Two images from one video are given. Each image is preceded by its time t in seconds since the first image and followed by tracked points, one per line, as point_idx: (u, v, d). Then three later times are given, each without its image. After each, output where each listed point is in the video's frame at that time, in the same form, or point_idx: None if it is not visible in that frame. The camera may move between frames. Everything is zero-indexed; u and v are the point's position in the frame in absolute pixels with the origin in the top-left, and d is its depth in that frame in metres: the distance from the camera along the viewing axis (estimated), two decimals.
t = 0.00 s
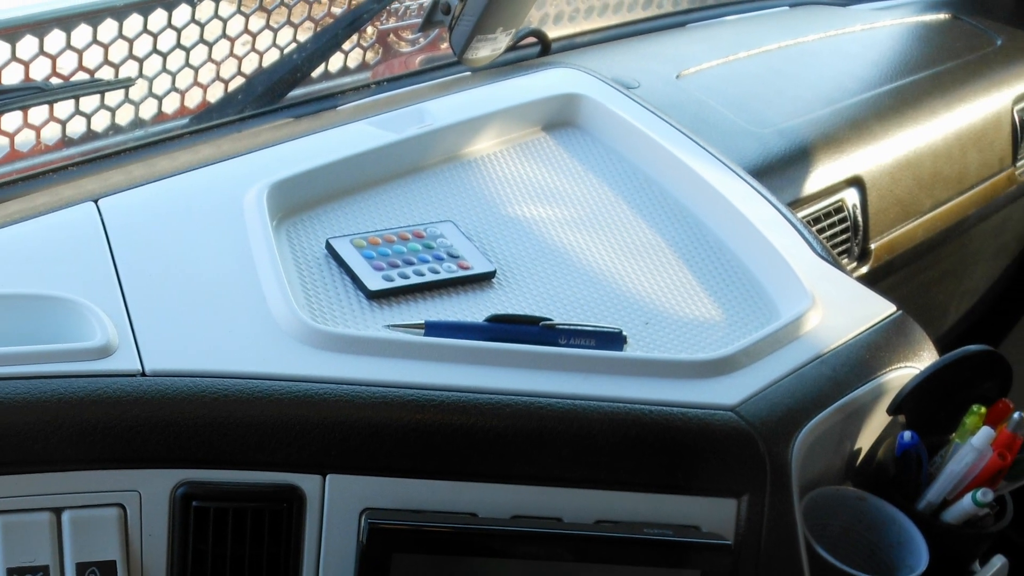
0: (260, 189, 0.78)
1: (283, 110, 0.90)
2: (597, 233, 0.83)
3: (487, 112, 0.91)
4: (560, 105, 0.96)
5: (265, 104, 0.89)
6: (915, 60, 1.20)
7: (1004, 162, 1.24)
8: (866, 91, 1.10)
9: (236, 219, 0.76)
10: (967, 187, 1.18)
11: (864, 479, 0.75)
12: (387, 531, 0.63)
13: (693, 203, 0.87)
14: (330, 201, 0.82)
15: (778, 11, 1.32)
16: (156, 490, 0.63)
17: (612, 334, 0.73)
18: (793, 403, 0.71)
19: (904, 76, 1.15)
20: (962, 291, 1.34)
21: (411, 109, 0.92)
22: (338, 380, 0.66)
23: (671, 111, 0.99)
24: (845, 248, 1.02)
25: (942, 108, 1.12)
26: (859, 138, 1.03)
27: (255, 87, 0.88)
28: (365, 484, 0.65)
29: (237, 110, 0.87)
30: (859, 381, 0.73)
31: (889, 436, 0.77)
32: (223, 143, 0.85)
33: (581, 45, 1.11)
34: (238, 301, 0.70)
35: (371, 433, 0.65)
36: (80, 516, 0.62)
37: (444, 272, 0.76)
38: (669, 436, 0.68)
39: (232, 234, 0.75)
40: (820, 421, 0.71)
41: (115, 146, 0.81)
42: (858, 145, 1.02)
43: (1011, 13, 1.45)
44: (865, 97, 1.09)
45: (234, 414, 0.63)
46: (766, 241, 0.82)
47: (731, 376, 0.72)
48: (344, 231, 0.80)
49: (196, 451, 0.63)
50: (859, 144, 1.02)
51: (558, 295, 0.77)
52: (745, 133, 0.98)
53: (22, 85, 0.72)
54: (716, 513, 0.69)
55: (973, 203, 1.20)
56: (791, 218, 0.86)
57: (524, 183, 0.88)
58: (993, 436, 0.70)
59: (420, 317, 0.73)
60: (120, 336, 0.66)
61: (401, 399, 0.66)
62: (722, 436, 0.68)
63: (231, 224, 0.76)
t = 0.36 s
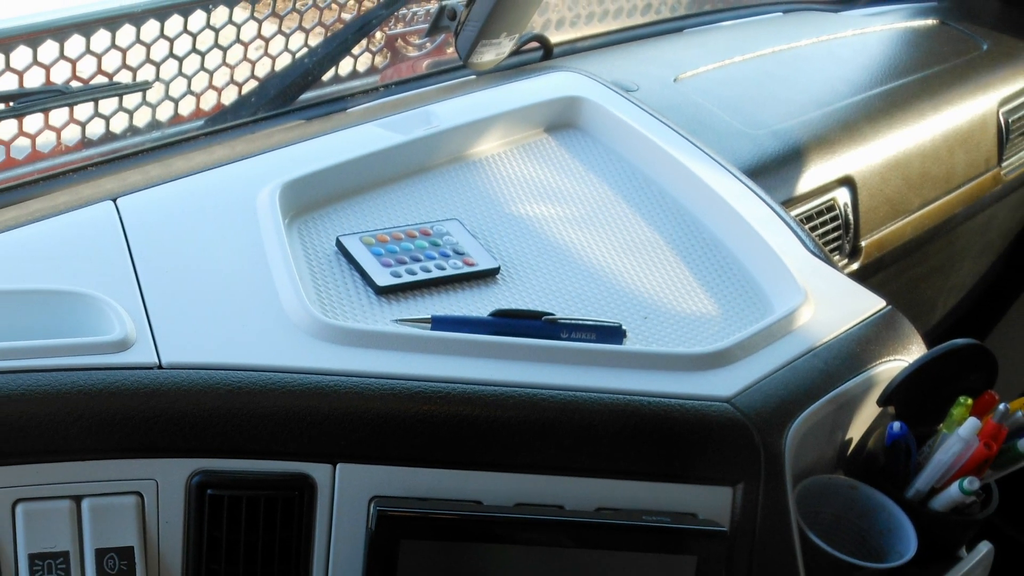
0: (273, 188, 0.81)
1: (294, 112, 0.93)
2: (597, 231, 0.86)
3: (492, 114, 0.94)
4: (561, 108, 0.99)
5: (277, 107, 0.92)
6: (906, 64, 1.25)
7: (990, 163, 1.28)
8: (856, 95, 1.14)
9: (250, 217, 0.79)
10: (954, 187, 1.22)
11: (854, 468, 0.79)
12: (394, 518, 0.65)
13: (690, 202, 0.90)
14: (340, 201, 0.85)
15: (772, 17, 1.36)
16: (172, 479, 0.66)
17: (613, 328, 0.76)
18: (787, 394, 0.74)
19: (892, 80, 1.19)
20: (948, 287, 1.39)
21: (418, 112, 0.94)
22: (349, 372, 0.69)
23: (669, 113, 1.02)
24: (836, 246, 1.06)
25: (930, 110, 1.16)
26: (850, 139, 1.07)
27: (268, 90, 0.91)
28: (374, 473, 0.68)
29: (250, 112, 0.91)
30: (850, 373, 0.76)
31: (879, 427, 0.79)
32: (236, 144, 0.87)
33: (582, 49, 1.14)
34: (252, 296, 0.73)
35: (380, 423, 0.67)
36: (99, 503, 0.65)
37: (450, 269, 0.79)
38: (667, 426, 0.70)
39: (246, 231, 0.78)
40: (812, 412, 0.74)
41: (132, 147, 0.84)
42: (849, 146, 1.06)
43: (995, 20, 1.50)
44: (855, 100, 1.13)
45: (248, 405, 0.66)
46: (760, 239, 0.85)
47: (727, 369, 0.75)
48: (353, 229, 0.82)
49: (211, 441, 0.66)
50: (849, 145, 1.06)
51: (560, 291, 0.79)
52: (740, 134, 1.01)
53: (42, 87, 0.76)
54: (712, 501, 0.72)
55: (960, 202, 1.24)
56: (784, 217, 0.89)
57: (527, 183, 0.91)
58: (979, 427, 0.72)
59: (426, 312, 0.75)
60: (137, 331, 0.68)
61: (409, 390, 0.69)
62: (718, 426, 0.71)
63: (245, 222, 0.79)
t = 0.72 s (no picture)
0: (285, 188, 0.84)
1: (306, 114, 0.97)
2: (597, 229, 0.90)
3: (496, 116, 0.97)
4: (564, 110, 1.02)
5: (290, 109, 0.95)
6: (894, 68, 1.29)
7: (977, 162, 1.32)
8: (847, 96, 1.18)
9: (263, 216, 0.82)
10: (942, 186, 1.26)
11: (845, 456, 0.82)
12: (403, 506, 0.68)
13: (687, 201, 0.94)
14: (350, 200, 0.88)
15: (767, 22, 1.40)
16: (189, 467, 0.68)
17: (612, 322, 0.78)
18: (780, 386, 0.77)
19: (883, 83, 1.23)
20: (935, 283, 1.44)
21: (425, 114, 0.98)
22: (359, 364, 0.72)
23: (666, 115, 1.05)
24: (828, 243, 1.10)
25: (919, 112, 1.20)
26: (842, 140, 1.10)
27: (281, 93, 0.94)
28: (383, 462, 0.71)
29: (264, 114, 0.94)
30: (841, 366, 0.79)
31: (869, 418, 0.82)
32: (250, 145, 0.91)
33: (583, 54, 1.18)
34: (266, 290, 0.76)
35: (388, 414, 0.70)
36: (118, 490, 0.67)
37: (456, 265, 0.82)
38: (665, 417, 0.73)
39: (259, 230, 0.81)
40: (805, 403, 0.77)
41: (150, 148, 0.88)
42: (841, 147, 1.10)
43: (982, 25, 1.54)
44: (847, 102, 1.17)
45: (261, 396, 0.69)
46: (755, 236, 0.88)
47: (723, 361, 0.78)
48: (363, 227, 0.85)
49: (225, 430, 0.68)
50: (841, 146, 1.10)
51: (562, 286, 0.83)
52: (735, 135, 1.05)
53: (64, 91, 0.79)
54: (708, 489, 0.74)
55: (948, 200, 1.28)
56: (777, 215, 0.92)
57: (530, 182, 0.94)
58: (966, 417, 0.75)
59: (433, 307, 0.78)
60: (154, 325, 0.71)
61: (416, 382, 0.71)
62: (714, 417, 0.74)
63: (259, 220, 0.82)
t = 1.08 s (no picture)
0: (298, 187, 0.88)
1: (317, 116, 1.00)
2: (598, 227, 0.93)
3: (500, 119, 1.01)
4: (565, 113, 1.06)
5: (303, 111, 0.99)
6: (883, 71, 1.34)
7: (961, 163, 1.37)
8: (838, 99, 1.23)
9: (276, 214, 0.85)
10: (928, 186, 1.31)
11: (836, 445, 0.85)
12: (412, 493, 0.70)
13: (684, 200, 0.97)
14: (360, 199, 0.92)
15: (759, 29, 1.44)
16: (205, 456, 0.71)
17: (612, 316, 0.81)
18: (773, 377, 0.80)
19: (871, 86, 1.28)
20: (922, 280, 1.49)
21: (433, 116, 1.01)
22: (367, 357, 0.74)
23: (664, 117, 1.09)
24: (819, 240, 1.14)
25: (906, 115, 1.25)
26: (833, 142, 1.15)
27: (294, 96, 0.98)
28: (391, 451, 0.73)
29: (277, 116, 0.98)
30: (832, 358, 0.82)
31: (858, 408, 0.86)
32: (264, 146, 0.94)
33: (584, 58, 1.21)
34: (279, 285, 0.79)
35: (396, 405, 0.73)
36: (137, 478, 0.70)
37: (462, 262, 0.85)
38: (663, 407, 0.76)
39: (273, 228, 0.84)
40: (797, 395, 0.80)
41: (168, 149, 0.91)
42: (831, 148, 1.14)
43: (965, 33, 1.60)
44: (838, 105, 1.21)
45: (275, 387, 0.71)
46: (749, 233, 0.91)
47: (718, 354, 0.81)
48: (372, 225, 0.89)
49: (240, 420, 0.71)
50: (832, 147, 1.14)
51: (564, 282, 0.86)
52: (730, 137, 1.08)
53: (86, 94, 0.82)
54: (705, 477, 0.77)
55: (934, 200, 1.33)
56: (770, 213, 0.96)
57: (533, 182, 0.98)
58: (953, 408, 0.78)
59: (440, 302, 0.81)
60: (172, 319, 0.74)
61: (424, 374, 0.74)
62: (711, 407, 0.77)
63: (272, 218, 0.85)
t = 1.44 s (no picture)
0: (310, 186, 0.91)
1: (329, 119, 1.04)
2: (599, 224, 0.97)
3: (505, 120, 1.04)
4: (567, 115, 1.10)
5: (315, 113, 1.03)
6: (871, 75, 1.37)
7: (947, 163, 1.41)
8: (829, 101, 1.27)
9: (288, 212, 0.89)
10: (915, 186, 1.35)
11: (826, 434, 0.89)
12: (419, 481, 0.73)
13: (682, 199, 1.01)
14: (370, 198, 0.96)
15: (754, 34, 1.48)
16: (221, 445, 0.74)
17: (612, 311, 0.85)
18: (767, 369, 0.83)
19: (861, 89, 1.32)
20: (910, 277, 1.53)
21: (441, 119, 1.05)
22: (378, 349, 0.78)
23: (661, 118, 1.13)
24: (811, 237, 1.19)
25: (894, 117, 1.29)
26: (824, 143, 1.18)
27: (306, 99, 1.02)
28: (400, 440, 0.77)
29: (290, 119, 1.02)
30: (823, 351, 0.86)
31: (848, 399, 0.90)
32: (279, 147, 0.98)
33: (585, 63, 1.25)
34: (293, 280, 0.82)
35: (405, 396, 0.76)
36: (157, 466, 0.73)
37: (468, 258, 0.88)
38: (661, 398, 0.79)
39: (286, 227, 0.87)
40: (789, 386, 0.83)
41: (186, 150, 0.95)
42: (822, 149, 1.18)
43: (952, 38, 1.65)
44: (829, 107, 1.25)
45: (289, 378, 0.74)
46: (743, 231, 0.95)
47: (713, 347, 0.84)
48: (382, 223, 0.92)
49: (256, 410, 0.74)
50: (823, 148, 1.18)
51: (566, 277, 0.89)
52: (725, 138, 1.12)
53: (107, 97, 0.85)
54: (701, 464, 0.81)
55: (921, 199, 1.37)
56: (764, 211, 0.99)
57: (537, 182, 1.01)
58: (938, 398, 0.81)
59: (447, 297, 0.85)
60: (190, 313, 0.77)
61: (432, 365, 0.77)
62: (706, 397, 0.80)
63: (286, 217, 0.88)
